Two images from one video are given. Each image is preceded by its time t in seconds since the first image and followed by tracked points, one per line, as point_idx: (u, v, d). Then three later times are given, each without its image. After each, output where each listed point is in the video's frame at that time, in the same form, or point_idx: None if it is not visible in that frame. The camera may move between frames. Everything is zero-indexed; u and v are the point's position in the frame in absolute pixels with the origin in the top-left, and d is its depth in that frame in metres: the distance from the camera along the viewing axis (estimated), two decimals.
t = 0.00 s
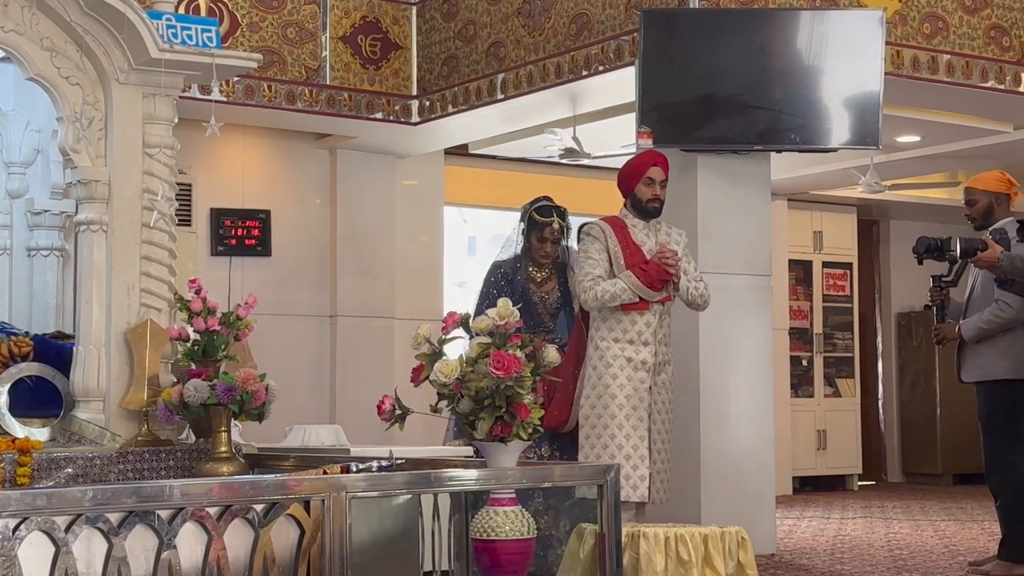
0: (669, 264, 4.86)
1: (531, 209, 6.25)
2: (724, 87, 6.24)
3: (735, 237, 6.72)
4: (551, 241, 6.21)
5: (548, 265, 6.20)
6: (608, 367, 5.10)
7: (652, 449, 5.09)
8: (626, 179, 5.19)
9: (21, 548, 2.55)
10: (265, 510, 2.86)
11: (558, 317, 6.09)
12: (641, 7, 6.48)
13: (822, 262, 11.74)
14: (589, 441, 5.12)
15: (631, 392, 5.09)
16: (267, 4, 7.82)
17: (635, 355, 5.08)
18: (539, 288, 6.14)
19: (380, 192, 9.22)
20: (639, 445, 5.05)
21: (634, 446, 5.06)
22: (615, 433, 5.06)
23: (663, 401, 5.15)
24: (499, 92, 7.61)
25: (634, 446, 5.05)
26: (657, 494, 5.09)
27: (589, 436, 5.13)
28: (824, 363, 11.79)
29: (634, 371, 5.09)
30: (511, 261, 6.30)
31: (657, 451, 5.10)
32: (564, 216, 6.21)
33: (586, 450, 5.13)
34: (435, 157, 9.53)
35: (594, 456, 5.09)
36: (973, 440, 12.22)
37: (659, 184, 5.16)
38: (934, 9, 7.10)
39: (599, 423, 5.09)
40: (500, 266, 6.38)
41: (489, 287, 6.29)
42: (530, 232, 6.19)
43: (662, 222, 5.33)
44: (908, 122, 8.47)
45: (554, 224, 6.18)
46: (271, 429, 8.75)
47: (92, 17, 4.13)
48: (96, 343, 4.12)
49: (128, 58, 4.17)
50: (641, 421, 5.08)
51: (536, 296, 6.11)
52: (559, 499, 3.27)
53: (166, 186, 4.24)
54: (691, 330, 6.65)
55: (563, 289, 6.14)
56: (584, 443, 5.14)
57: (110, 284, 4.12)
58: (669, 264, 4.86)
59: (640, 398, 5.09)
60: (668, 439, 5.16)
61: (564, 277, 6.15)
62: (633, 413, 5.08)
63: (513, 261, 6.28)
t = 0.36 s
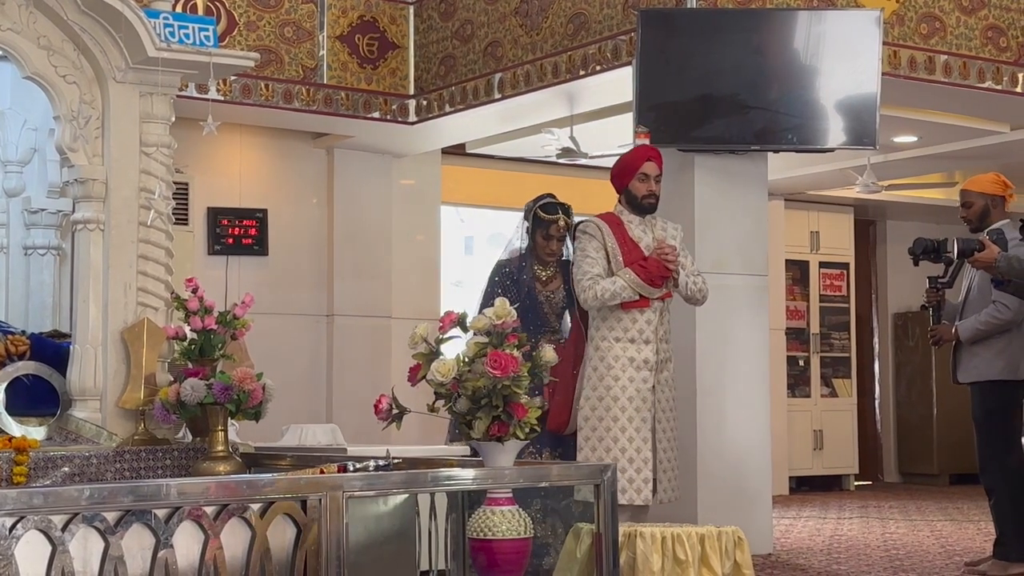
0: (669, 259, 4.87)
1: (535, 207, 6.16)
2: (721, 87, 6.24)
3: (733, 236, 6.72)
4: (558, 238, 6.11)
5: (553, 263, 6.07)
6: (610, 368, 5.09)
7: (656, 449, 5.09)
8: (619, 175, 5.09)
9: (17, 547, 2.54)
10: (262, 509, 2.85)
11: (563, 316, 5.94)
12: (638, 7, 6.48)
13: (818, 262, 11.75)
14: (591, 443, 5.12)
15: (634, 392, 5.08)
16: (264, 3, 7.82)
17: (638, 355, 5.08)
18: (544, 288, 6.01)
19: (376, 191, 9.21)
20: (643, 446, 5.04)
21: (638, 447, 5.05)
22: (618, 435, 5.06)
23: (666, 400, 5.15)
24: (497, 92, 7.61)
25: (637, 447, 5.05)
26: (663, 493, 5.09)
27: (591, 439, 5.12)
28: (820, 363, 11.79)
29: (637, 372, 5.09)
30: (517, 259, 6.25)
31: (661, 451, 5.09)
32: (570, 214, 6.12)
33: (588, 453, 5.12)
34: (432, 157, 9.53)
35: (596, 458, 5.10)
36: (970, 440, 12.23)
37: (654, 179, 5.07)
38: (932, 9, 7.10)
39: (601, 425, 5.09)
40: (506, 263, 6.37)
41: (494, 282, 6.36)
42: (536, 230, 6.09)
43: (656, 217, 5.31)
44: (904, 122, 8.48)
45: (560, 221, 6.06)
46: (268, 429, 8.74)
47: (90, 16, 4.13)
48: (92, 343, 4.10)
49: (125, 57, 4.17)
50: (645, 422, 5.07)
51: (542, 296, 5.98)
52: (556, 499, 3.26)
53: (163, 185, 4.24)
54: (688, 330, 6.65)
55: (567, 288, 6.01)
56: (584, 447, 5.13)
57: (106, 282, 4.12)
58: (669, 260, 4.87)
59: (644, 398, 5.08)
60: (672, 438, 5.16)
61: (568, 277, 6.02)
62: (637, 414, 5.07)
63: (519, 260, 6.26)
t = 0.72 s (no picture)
0: (670, 257, 4.50)
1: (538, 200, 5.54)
2: (718, 86, 6.23)
3: (730, 236, 6.72)
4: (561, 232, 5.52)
5: (555, 258, 5.52)
6: (610, 369, 4.65)
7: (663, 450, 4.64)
8: (616, 172, 4.75)
9: (14, 545, 2.53)
10: (259, 508, 2.85)
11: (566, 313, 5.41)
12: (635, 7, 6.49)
13: (815, 262, 11.76)
14: (591, 446, 4.66)
15: (635, 392, 4.63)
16: (262, 1, 7.82)
17: (638, 354, 4.65)
18: (547, 284, 5.47)
19: (374, 190, 9.21)
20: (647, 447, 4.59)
21: (643, 450, 4.59)
22: (621, 437, 4.60)
23: (672, 400, 4.69)
24: (494, 91, 7.61)
25: (641, 449, 4.58)
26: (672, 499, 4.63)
27: (591, 441, 4.67)
28: (817, 363, 11.80)
29: (638, 371, 4.64)
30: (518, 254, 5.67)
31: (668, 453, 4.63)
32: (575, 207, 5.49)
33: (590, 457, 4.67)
34: (429, 156, 9.52)
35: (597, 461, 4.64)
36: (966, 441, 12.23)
37: (651, 176, 4.73)
38: (930, 9, 7.10)
39: (602, 427, 4.64)
40: (507, 259, 5.75)
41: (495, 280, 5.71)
42: (539, 224, 5.49)
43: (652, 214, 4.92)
44: (901, 123, 8.48)
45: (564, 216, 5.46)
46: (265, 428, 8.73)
47: (88, 14, 4.12)
48: (89, 341, 4.10)
49: (123, 55, 4.16)
50: (649, 423, 4.62)
51: (545, 293, 5.43)
52: (552, 499, 3.26)
53: (160, 183, 4.24)
54: (685, 330, 6.65)
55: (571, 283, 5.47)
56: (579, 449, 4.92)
57: (103, 281, 4.11)
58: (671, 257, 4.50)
59: (647, 398, 4.63)
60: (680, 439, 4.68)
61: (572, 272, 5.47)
62: (639, 415, 4.61)
63: (520, 255, 5.66)
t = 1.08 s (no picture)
0: (679, 256, 4.51)
1: (545, 198, 5.41)
2: (716, 87, 6.22)
3: (727, 236, 6.72)
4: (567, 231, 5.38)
5: (561, 257, 5.38)
6: (617, 370, 4.67)
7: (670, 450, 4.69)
8: (626, 171, 4.73)
9: (10, 543, 2.51)
10: (255, 507, 2.83)
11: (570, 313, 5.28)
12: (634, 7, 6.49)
13: (813, 263, 11.77)
14: (596, 445, 4.71)
15: (642, 393, 4.66)
16: None
17: (645, 354, 4.67)
18: (550, 282, 5.33)
19: (371, 189, 9.21)
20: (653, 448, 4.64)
21: (648, 450, 4.64)
22: (627, 437, 4.65)
23: (679, 400, 4.73)
24: (492, 91, 7.62)
25: (647, 450, 4.64)
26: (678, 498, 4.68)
27: (597, 440, 4.72)
28: (814, 364, 11.81)
29: (644, 372, 4.67)
30: (523, 253, 5.50)
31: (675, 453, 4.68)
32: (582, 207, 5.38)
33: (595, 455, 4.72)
34: (428, 155, 9.52)
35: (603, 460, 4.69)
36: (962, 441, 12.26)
37: (661, 176, 4.71)
38: (928, 10, 7.10)
39: (608, 426, 4.68)
40: (511, 258, 5.57)
41: (499, 277, 5.52)
42: (544, 222, 5.35)
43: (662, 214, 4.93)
44: (899, 124, 8.49)
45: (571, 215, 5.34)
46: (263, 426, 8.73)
47: (85, 12, 4.11)
48: (86, 339, 4.10)
49: (120, 53, 4.16)
50: (655, 423, 4.66)
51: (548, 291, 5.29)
52: (549, 499, 3.26)
53: (157, 182, 4.23)
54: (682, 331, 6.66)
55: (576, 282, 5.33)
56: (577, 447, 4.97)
57: (101, 279, 4.11)
58: (681, 258, 4.52)
59: (653, 399, 4.67)
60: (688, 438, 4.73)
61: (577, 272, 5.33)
62: (645, 416, 4.65)
63: (525, 252, 5.48)
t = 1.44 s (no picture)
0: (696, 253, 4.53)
1: (565, 198, 5.28)
2: (713, 88, 6.19)
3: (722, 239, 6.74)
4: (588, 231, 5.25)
5: (581, 257, 5.26)
6: (633, 368, 4.69)
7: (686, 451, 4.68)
8: (647, 169, 4.77)
9: (6, 543, 2.51)
10: (252, 508, 2.83)
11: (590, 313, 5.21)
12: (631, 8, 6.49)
13: (810, 264, 11.77)
14: (611, 445, 4.72)
15: (659, 393, 4.67)
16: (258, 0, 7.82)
17: (663, 354, 4.68)
18: (571, 283, 5.22)
19: (368, 190, 9.21)
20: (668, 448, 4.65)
21: (661, 450, 4.65)
22: (641, 436, 4.67)
23: (695, 401, 4.72)
24: (489, 92, 7.62)
25: (661, 449, 4.65)
26: (689, 501, 4.67)
27: (612, 439, 4.73)
28: (811, 366, 11.82)
29: (661, 371, 4.68)
30: (542, 253, 5.31)
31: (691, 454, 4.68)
32: (603, 207, 5.27)
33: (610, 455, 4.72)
34: (425, 155, 9.52)
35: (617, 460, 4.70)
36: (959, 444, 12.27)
37: (683, 173, 4.73)
38: (925, 12, 7.11)
39: (623, 425, 4.70)
40: (528, 258, 5.37)
41: (518, 280, 5.32)
42: (565, 223, 5.23)
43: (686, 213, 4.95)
44: (896, 126, 8.49)
45: (592, 216, 5.22)
46: (259, 426, 8.74)
47: (83, 12, 4.11)
48: (83, 339, 4.10)
49: (118, 53, 4.15)
50: (672, 422, 4.67)
51: (570, 292, 5.19)
52: (547, 499, 3.26)
53: (155, 182, 4.23)
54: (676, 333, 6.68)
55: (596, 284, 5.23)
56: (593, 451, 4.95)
57: (97, 279, 4.11)
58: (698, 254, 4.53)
59: (670, 398, 4.67)
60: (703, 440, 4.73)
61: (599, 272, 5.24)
62: (661, 415, 4.66)
63: (545, 253, 5.31)
